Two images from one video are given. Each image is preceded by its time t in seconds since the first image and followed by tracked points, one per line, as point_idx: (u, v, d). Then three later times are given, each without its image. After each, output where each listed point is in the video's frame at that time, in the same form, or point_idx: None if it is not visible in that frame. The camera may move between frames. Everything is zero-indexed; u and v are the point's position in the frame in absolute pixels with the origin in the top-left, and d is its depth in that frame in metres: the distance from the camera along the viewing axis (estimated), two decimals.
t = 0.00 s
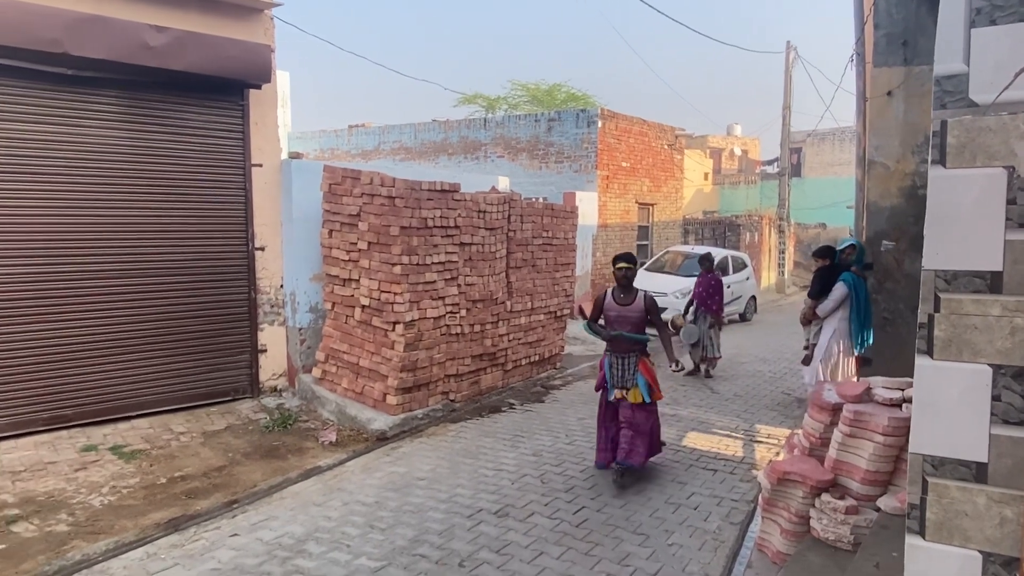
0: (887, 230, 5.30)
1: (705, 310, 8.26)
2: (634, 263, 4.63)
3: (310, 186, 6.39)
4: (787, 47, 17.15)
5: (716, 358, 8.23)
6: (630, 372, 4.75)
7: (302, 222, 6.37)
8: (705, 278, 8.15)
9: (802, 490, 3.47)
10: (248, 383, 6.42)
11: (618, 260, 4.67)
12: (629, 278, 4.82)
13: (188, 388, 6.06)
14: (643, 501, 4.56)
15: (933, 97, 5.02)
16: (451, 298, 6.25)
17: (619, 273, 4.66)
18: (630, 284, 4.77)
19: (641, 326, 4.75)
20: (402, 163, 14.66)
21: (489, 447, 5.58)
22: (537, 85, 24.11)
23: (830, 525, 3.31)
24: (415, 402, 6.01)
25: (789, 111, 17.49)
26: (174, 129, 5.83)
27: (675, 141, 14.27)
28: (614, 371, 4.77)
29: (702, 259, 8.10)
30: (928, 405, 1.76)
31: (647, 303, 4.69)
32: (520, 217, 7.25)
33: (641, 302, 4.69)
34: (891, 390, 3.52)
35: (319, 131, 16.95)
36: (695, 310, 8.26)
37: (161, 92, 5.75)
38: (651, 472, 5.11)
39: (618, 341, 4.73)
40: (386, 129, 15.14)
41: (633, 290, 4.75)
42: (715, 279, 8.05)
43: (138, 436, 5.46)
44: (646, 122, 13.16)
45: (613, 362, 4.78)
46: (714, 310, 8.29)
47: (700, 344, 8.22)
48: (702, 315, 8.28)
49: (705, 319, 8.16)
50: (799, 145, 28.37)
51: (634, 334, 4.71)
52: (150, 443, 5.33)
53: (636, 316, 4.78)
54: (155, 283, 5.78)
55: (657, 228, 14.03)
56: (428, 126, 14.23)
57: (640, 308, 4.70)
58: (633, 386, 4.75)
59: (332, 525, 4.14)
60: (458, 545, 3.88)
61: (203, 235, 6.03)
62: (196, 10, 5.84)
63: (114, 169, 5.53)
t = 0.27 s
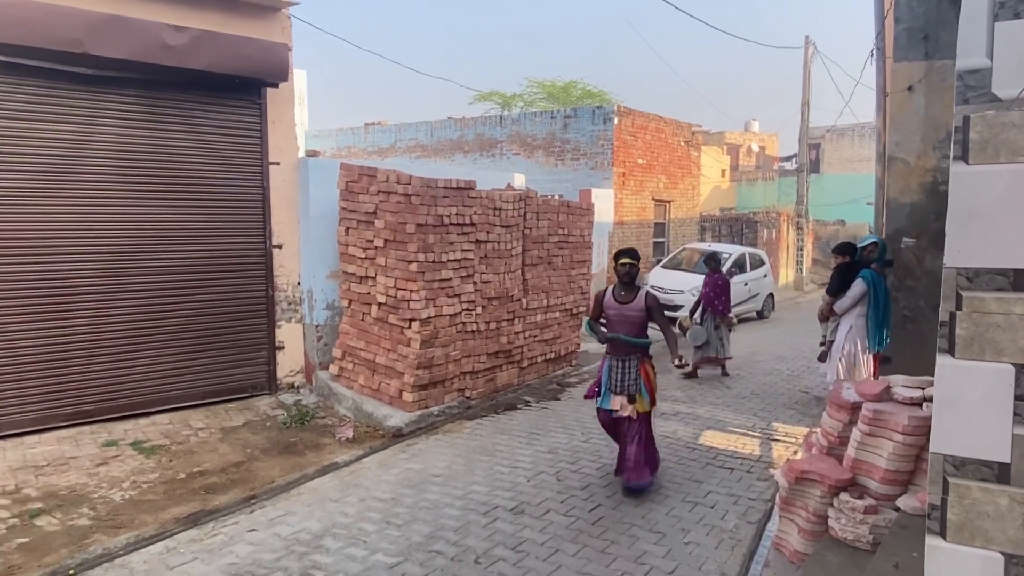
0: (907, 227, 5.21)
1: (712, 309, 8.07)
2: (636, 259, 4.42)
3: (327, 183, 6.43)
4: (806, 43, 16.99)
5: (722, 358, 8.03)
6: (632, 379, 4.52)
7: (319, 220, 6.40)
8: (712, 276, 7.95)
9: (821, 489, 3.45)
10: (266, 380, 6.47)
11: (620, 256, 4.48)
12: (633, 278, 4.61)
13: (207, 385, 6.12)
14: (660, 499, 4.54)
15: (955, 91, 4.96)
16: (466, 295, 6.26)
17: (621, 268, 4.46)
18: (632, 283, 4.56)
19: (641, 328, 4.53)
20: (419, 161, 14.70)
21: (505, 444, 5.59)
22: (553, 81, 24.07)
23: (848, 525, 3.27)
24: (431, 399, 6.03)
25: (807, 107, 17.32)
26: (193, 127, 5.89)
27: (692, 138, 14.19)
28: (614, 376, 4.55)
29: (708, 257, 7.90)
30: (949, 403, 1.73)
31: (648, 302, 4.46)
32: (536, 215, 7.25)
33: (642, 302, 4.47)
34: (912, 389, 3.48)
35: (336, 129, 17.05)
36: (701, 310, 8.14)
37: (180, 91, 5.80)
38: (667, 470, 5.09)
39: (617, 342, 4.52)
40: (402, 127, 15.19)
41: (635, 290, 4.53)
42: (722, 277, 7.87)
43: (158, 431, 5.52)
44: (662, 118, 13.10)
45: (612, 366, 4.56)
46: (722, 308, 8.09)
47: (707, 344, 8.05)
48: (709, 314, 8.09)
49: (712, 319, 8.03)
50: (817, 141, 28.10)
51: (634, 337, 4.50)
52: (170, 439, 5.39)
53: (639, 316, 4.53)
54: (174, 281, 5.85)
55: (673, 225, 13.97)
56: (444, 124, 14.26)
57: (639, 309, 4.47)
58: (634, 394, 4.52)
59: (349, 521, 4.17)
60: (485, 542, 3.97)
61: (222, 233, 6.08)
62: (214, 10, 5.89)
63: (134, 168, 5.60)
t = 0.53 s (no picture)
0: (934, 222, 5.14)
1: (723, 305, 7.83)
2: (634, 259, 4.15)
3: (349, 180, 6.47)
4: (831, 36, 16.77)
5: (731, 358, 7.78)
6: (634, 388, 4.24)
7: (341, 217, 6.45)
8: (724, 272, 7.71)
9: (845, 488, 3.42)
10: (289, 375, 6.54)
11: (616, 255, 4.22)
12: (632, 279, 4.32)
13: (231, 379, 6.20)
14: (681, 496, 4.52)
15: (985, 84, 4.87)
16: (487, 292, 6.28)
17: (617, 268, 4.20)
18: (630, 284, 4.28)
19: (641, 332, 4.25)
20: (439, 157, 14.74)
21: (525, 440, 5.60)
22: (574, 77, 24.00)
23: (873, 524, 3.24)
24: (452, 395, 6.05)
25: (832, 101, 17.10)
26: (217, 125, 5.95)
27: (714, 133, 14.07)
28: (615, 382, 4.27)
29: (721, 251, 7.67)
30: (976, 402, 1.71)
31: (647, 305, 4.16)
32: (557, 211, 7.24)
33: (638, 304, 4.19)
34: (938, 387, 3.43)
35: (358, 126, 17.16)
36: (710, 305, 7.88)
37: (205, 90, 5.87)
38: (688, 467, 5.06)
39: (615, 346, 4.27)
40: (423, 124, 15.25)
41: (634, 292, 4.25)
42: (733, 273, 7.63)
43: (183, 425, 5.61)
44: (684, 113, 13.00)
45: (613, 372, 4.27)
46: (734, 305, 7.83)
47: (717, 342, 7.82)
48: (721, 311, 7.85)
49: (722, 315, 7.77)
50: (843, 135, 27.73)
51: (633, 341, 4.22)
52: (195, 433, 5.47)
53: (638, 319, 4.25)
54: (199, 277, 5.92)
55: (695, 221, 13.87)
56: (465, 120, 14.28)
57: (637, 312, 4.19)
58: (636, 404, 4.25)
59: (370, 515, 4.21)
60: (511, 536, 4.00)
61: (245, 229, 6.15)
62: (238, 9, 5.95)
63: (159, 166, 5.68)
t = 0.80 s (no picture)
0: (970, 216, 5.04)
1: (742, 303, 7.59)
2: (629, 251, 3.98)
3: (376, 176, 6.52)
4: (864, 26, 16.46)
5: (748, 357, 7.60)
6: (622, 387, 4.06)
7: (368, 212, 6.51)
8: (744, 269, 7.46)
9: (876, 486, 3.37)
10: (317, 369, 6.62)
11: (612, 246, 4.06)
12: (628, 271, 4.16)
13: (261, 373, 6.30)
14: (708, 493, 4.50)
15: None
16: (513, 287, 6.29)
17: (612, 259, 4.04)
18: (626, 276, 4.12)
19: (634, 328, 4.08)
20: (465, 153, 14.78)
21: (551, 435, 5.61)
22: (600, 71, 23.87)
23: (904, 523, 3.19)
24: (478, 390, 6.07)
25: (865, 93, 16.80)
26: (247, 122, 6.04)
27: (743, 126, 13.90)
28: (603, 382, 4.11)
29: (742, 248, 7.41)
30: (1011, 400, 1.68)
31: (640, 298, 4.01)
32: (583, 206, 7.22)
33: (632, 298, 4.04)
34: (974, 384, 3.36)
35: (385, 123, 17.28)
36: (732, 302, 7.64)
37: (235, 88, 5.95)
38: (716, 464, 5.03)
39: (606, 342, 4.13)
40: (449, 119, 15.30)
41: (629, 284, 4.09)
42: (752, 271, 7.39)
43: (215, 418, 5.71)
44: (712, 107, 12.87)
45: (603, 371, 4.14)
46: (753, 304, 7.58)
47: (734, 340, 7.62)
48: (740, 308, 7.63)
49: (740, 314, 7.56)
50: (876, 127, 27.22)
51: (625, 338, 4.07)
52: (226, 425, 5.57)
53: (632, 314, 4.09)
54: (229, 272, 6.02)
55: (724, 216, 13.73)
56: (491, 116, 14.30)
57: (630, 306, 4.03)
58: (623, 403, 4.05)
59: (398, 508, 4.25)
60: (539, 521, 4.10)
61: (274, 225, 6.23)
62: (268, 7, 6.02)
63: (191, 163, 5.78)
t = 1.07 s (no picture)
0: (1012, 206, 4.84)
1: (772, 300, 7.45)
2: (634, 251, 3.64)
3: (408, 173, 6.59)
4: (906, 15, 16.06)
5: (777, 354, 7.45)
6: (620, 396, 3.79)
7: (400, 208, 6.58)
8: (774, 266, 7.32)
9: (912, 485, 3.33)
10: (351, 363, 6.73)
11: (616, 244, 3.69)
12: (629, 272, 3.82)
13: (297, 366, 6.42)
14: (740, 490, 4.47)
15: None
16: (543, 282, 6.31)
17: (615, 258, 3.68)
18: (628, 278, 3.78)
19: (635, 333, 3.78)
20: (497, 148, 14.83)
21: (582, 430, 5.62)
22: (633, 64, 23.71)
23: (941, 523, 3.15)
24: (509, 384, 6.11)
25: (906, 84, 16.41)
26: (282, 120, 6.14)
27: (779, 119, 13.70)
28: (602, 392, 3.83)
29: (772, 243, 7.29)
30: None
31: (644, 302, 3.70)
32: (614, 200, 7.20)
33: (635, 301, 3.72)
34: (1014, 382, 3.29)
35: (417, 119, 17.42)
36: (761, 299, 7.52)
37: (271, 86, 6.06)
38: (748, 461, 5.00)
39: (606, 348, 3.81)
40: (480, 115, 15.35)
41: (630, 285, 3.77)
42: (783, 267, 7.27)
43: (251, 410, 5.84)
44: (747, 99, 12.70)
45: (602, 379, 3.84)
46: (783, 301, 7.43)
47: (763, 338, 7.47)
48: (770, 306, 7.48)
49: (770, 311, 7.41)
50: (917, 119, 26.57)
51: (626, 344, 3.77)
52: (263, 417, 5.70)
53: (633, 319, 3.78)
54: (266, 266, 6.15)
55: (758, 210, 13.56)
56: (523, 110, 14.31)
57: (633, 310, 3.72)
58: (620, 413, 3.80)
59: (429, 500, 4.31)
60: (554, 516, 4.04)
61: (309, 221, 6.34)
62: (302, 6, 6.11)
63: (228, 160, 5.91)
